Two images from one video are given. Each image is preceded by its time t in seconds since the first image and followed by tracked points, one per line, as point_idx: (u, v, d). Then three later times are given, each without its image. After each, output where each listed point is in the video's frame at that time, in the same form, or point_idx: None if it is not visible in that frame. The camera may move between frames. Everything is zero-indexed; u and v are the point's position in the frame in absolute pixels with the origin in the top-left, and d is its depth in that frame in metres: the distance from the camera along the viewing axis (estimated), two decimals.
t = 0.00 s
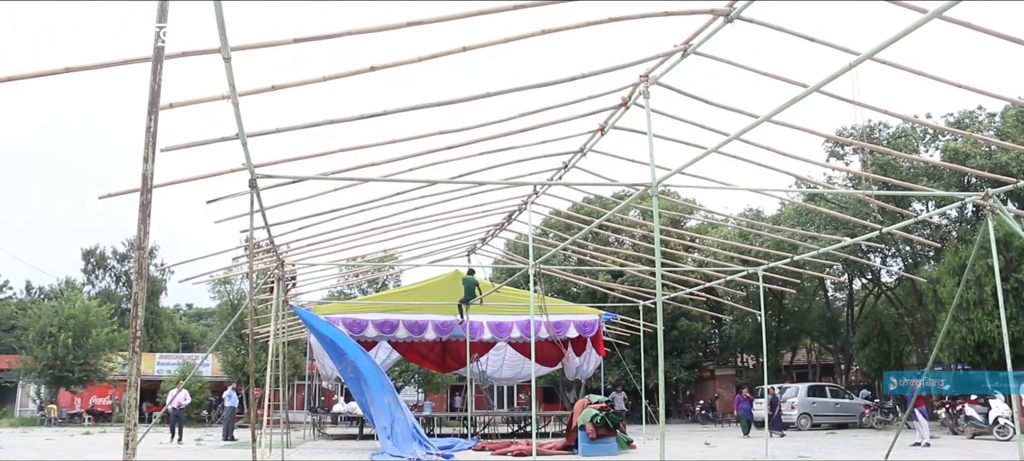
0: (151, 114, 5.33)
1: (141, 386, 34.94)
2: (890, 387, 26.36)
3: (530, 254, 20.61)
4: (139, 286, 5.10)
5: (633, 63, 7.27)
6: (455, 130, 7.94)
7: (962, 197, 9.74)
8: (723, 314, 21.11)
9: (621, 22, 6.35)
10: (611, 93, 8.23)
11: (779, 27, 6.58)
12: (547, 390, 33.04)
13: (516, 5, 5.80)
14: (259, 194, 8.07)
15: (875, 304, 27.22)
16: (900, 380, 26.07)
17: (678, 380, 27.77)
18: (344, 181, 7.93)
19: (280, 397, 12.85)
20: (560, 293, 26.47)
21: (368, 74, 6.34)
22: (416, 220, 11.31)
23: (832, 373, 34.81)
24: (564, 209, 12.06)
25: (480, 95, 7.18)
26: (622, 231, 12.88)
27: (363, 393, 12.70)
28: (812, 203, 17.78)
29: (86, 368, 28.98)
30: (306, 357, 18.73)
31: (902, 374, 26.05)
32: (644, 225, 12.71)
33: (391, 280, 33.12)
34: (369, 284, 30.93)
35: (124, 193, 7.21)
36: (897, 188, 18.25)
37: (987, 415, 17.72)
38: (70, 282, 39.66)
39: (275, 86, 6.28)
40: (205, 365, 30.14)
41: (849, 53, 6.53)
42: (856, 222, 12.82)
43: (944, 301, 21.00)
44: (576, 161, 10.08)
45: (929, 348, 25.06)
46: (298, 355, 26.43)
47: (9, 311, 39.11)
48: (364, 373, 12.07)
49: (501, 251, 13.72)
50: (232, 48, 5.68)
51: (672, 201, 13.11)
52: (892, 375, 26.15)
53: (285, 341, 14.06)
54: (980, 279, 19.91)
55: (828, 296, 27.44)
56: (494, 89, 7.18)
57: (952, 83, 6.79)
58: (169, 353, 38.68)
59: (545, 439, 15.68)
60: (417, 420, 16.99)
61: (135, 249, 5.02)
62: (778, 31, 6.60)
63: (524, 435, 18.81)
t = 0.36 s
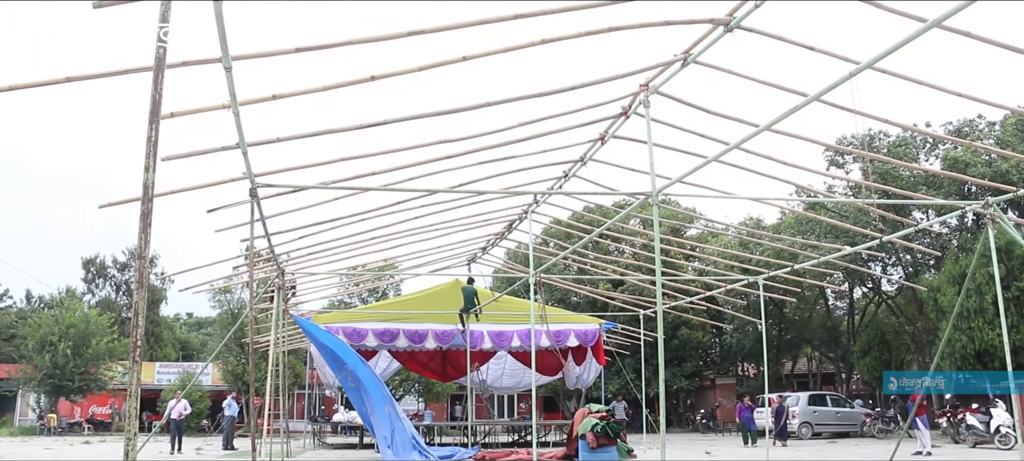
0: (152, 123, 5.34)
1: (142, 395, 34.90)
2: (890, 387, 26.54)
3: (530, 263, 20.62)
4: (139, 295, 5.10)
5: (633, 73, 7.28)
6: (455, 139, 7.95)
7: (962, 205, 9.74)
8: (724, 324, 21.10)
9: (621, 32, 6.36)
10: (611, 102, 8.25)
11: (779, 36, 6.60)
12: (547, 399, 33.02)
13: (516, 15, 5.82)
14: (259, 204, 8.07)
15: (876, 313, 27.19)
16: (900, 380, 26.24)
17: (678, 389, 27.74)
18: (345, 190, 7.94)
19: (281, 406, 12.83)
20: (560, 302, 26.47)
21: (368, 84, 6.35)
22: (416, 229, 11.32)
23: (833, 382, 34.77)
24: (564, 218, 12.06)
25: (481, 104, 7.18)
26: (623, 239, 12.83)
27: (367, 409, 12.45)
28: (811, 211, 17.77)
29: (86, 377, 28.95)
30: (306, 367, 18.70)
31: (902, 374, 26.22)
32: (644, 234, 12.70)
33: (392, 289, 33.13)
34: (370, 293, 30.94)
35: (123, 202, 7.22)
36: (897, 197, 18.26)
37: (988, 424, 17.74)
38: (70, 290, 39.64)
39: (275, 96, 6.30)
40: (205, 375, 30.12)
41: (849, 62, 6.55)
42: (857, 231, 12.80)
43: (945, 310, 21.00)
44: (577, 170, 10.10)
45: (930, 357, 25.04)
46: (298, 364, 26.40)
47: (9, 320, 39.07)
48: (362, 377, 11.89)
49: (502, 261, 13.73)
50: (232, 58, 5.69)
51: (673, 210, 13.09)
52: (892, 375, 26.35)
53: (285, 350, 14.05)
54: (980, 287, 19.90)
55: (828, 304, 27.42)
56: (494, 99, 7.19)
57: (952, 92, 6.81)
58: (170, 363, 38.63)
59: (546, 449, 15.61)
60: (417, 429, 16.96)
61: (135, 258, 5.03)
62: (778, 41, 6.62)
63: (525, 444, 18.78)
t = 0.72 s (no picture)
0: (152, 131, 5.35)
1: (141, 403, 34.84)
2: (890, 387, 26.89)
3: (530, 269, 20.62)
4: (139, 302, 5.10)
5: (633, 80, 7.29)
6: (455, 146, 7.96)
7: (963, 212, 9.73)
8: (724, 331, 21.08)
9: (621, 39, 6.37)
10: (611, 110, 8.26)
11: (778, 44, 6.61)
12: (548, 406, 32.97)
13: (516, 23, 5.84)
14: (259, 211, 8.08)
15: (877, 319, 27.18)
16: (900, 379, 26.68)
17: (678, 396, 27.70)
18: (344, 198, 7.94)
19: (281, 413, 12.80)
20: (560, 310, 26.47)
21: (368, 91, 6.37)
22: (417, 236, 11.33)
23: (834, 389, 34.74)
24: (564, 225, 12.06)
25: (480, 112, 7.20)
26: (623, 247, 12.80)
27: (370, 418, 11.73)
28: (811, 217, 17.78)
29: (85, 384, 28.90)
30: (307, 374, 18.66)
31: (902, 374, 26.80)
32: (645, 241, 12.70)
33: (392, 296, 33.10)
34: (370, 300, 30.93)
35: (124, 209, 7.23)
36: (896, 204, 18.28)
37: (989, 431, 17.70)
38: (71, 297, 39.62)
39: (275, 103, 6.31)
40: (205, 382, 30.08)
41: (848, 69, 6.55)
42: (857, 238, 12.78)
43: (945, 316, 20.99)
44: (577, 178, 10.11)
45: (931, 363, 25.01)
46: (298, 371, 26.38)
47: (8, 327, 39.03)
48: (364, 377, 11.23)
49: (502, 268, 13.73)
50: (232, 65, 5.70)
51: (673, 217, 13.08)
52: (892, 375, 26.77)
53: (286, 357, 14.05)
54: (981, 294, 19.89)
55: (828, 311, 27.42)
56: (494, 106, 7.21)
57: (951, 99, 6.82)
58: (170, 370, 38.57)
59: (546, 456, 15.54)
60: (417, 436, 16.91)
61: (135, 265, 5.03)
62: (777, 48, 6.64)
63: (525, 452, 18.74)
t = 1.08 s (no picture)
0: (152, 133, 5.35)
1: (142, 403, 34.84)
2: (891, 387, 26.65)
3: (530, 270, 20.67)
4: (140, 305, 5.10)
5: (633, 82, 7.30)
6: (455, 148, 7.96)
7: (963, 213, 9.71)
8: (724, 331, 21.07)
9: (622, 40, 6.38)
10: (611, 111, 8.27)
11: (778, 45, 6.61)
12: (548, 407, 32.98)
13: (517, 24, 5.84)
14: (260, 212, 8.09)
15: (877, 320, 27.16)
16: (900, 380, 26.56)
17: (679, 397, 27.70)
18: (345, 200, 7.95)
19: (281, 415, 12.78)
20: (561, 311, 26.48)
21: (369, 92, 6.38)
22: (418, 237, 11.34)
23: (834, 390, 34.75)
24: (565, 226, 12.04)
25: (481, 113, 7.20)
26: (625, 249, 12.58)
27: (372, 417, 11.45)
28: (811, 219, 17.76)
29: (86, 385, 28.90)
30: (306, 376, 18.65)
31: (902, 375, 26.61)
32: (645, 242, 12.58)
33: (392, 296, 33.11)
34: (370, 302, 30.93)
35: (124, 210, 7.23)
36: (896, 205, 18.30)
37: (989, 432, 17.69)
38: (71, 298, 39.63)
39: (275, 104, 6.31)
40: (205, 383, 30.09)
41: (849, 70, 6.56)
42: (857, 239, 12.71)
43: (945, 318, 21.00)
44: (577, 179, 10.12)
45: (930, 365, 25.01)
46: (298, 372, 26.39)
47: (9, 328, 39.04)
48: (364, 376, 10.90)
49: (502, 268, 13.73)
50: (232, 67, 5.70)
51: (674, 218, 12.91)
52: (892, 376, 26.60)
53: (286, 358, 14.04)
54: (981, 295, 19.90)
55: (828, 312, 27.41)
56: (494, 108, 7.21)
57: (952, 100, 6.82)
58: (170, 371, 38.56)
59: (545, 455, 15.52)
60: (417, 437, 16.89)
61: (137, 266, 5.05)
62: (777, 49, 6.64)
63: (525, 453, 18.76)
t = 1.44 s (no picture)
0: (152, 133, 5.35)
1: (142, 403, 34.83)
2: (891, 388, 26.51)
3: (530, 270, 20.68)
4: (140, 305, 5.10)
5: (633, 82, 7.30)
6: (455, 148, 7.97)
7: (962, 213, 9.70)
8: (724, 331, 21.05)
9: (623, 40, 6.38)
10: (611, 111, 8.28)
11: (778, 45, 6.62)
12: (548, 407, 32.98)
13: (517, 25, 5.85)
14: (260, 212, 8.08)
15: (877, 320, 27.16)
16: (900, 379, 26.45)
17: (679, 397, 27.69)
18: (345, 199, 7.95)
19: (280, 415, 12.76)
20: (561, 311, 26.48)
21: (369, 92, 6.38)
22: (418, 237, 11.36)
23: (835, 390, 34.77)
24: (565, 226, 12.04)
25: (481, 114, 7.20)
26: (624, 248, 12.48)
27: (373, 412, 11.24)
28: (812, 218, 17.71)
29: (86, 385, 28.90)
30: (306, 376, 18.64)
31: (902, 375, 26.43)
32: (644, 241, 12.53)
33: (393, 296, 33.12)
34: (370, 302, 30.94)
35: (125, 210, 7.23)
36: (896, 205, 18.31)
37: (989, 432, 17.69)
38: (72, 298, 39.61)
39: (276, 104, 6.31)
40: (205, 383, 30.08)
41: (849, 70, 6.56)
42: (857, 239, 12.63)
43: (946, 317, 20.99)
44: (577, 179, 10.12)
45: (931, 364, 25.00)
46: (298, 372, 26.40)
47: (9, 328, 39.03)
48: (364, 373, 10.67)
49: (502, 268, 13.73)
50: (233, 67, 5.70)
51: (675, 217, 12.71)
52: (893, 376, 26.43)
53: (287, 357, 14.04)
54: (981, 294, 19.90)
55: (829, 312, 27.44)
56: (494, 108, 7.22)
57: (952, 100, 6.83)
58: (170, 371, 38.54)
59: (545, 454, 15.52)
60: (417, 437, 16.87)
61: (137, 265, 5.05)
62: (777, 49, 6.65)
63: (525, 452, 18.76)
